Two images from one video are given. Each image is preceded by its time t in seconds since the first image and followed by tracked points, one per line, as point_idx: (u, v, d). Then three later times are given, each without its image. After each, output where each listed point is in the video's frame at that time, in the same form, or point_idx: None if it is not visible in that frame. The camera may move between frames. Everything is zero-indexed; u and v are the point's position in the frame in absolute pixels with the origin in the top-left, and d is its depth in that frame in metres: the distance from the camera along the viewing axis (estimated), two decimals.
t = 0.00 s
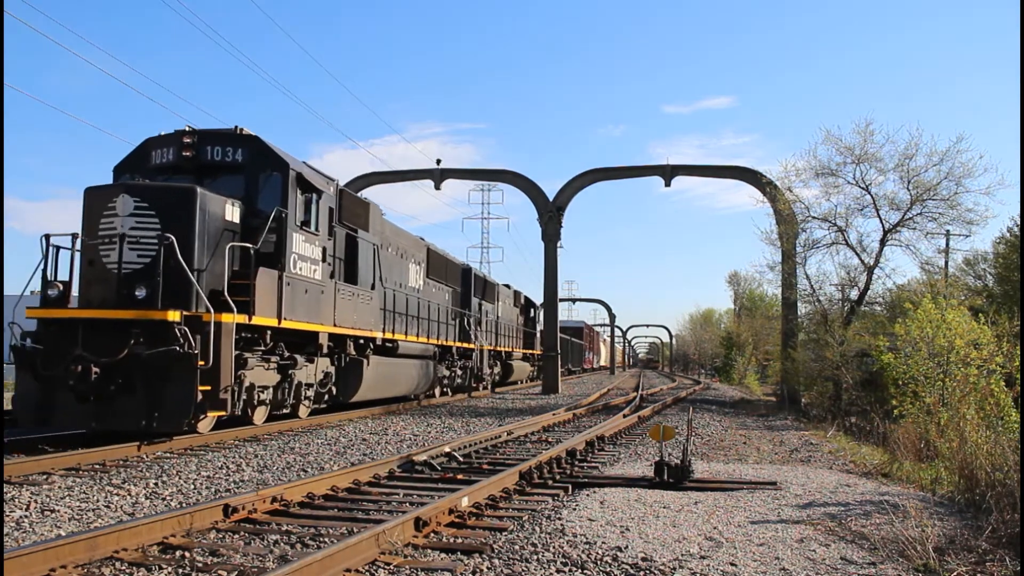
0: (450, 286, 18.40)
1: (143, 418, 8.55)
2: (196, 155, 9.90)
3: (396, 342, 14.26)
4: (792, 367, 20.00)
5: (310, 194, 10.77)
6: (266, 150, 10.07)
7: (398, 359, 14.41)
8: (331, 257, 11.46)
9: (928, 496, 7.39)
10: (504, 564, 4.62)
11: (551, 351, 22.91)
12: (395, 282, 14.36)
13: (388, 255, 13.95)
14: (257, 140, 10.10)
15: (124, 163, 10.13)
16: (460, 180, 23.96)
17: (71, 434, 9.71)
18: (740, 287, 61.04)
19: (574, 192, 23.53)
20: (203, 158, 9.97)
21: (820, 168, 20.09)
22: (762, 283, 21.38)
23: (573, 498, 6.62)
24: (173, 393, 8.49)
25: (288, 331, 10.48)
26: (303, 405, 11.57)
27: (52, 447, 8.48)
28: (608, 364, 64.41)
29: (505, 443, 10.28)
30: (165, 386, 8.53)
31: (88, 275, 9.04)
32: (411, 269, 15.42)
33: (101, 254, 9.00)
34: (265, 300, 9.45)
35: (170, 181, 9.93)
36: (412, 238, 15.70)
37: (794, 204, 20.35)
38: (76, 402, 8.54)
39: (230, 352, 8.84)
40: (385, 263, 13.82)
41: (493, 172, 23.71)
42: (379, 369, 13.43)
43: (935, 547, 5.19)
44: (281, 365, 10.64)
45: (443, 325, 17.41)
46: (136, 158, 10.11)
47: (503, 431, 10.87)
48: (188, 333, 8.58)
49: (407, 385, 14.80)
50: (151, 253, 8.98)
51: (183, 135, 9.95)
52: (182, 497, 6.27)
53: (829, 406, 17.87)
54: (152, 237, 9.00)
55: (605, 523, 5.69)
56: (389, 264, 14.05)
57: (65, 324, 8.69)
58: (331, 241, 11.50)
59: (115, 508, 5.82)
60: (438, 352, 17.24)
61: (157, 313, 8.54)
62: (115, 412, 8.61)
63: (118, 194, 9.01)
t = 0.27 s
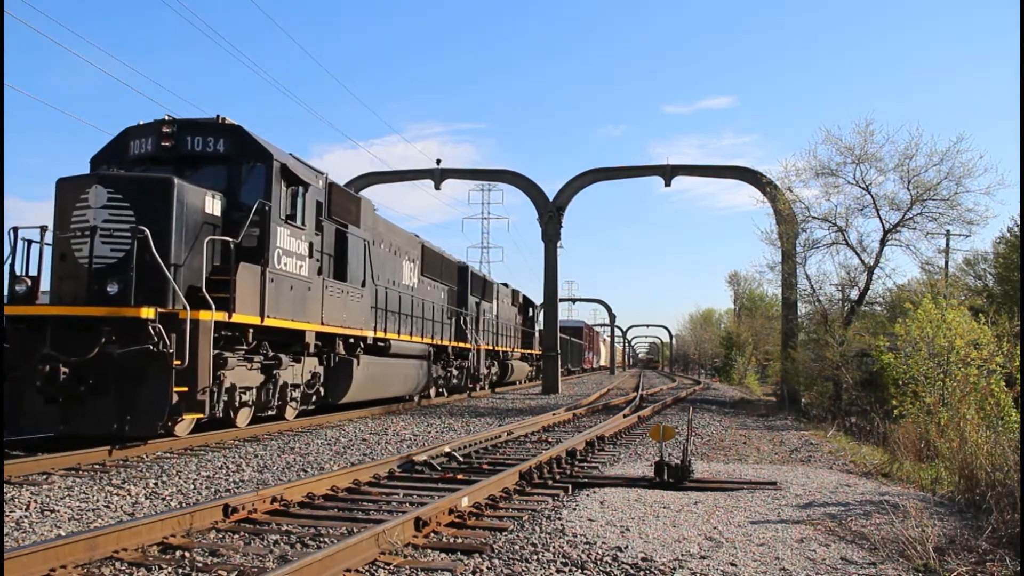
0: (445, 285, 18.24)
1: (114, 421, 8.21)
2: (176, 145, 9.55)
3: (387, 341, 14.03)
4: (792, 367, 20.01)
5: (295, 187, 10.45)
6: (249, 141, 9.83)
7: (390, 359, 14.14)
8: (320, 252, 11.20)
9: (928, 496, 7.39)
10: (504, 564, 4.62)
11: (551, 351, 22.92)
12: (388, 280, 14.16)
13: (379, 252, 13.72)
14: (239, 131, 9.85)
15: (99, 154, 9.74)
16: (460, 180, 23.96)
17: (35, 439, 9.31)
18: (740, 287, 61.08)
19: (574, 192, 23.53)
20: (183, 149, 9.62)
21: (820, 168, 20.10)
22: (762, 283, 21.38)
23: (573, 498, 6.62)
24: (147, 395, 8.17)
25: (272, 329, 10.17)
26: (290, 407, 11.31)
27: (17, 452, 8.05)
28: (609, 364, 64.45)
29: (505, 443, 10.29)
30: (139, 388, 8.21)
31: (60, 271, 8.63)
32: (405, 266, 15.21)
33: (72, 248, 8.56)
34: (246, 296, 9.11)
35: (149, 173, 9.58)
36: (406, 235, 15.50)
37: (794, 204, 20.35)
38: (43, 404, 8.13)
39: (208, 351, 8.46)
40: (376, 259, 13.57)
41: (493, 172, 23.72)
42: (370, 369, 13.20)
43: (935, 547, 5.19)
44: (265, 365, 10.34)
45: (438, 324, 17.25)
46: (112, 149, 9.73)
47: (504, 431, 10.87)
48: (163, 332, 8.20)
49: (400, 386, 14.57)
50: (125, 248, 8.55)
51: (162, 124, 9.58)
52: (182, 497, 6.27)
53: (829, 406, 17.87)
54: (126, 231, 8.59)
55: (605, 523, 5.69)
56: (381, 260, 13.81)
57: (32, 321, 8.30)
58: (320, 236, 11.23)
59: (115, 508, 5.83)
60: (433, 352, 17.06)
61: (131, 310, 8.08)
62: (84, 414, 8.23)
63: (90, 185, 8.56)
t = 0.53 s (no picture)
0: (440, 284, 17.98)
1: (78, 426, 7.56)
2: (150, 133, 9.06)
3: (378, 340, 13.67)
4: (791, 367, 20.01)
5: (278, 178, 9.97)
6: (227, 127, 9.29)
7: (380, 360, 13.75)
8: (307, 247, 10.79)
9: (928, 496, 7.39)
10: (504, 564, 4.62)
11: (552, 350, 22.94)
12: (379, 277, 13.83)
13: (372, 249, 13.43)
14: (217, 118, 9.34)
15: (71, 144, 9.27)
16: (460, 180, 23.97)
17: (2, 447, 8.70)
18: (740, 286, 61.14)
19: (574, 192, 23.54)
20: (158, 136, 9.13)
21: (820, 168, 20.10)
22: (762, 283, 21.39)
23: (573, 498, 6.62)
24: (113, 397, 7.52)
25: (252, 326, 9.69)
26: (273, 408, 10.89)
27: None
28: (609, 364, 64.49)
29: (505, 443, 10.29)
30: (104, 389, 7.56)
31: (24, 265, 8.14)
32: (398, 263, 14.90)
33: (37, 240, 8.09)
34: (222, 292, 8.65)
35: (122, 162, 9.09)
36: (399, 232, 15.19)
37: (794, 204, 20.34)
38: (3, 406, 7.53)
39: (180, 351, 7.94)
40: (369, 256, 13.29)
41: (493, 172, 23.73)
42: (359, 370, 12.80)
43: (936, 547, 5.19)
44: (245, 365, 9.87)
45: (434, 324, 17.04)
46: (85, 138, 9.25)
47: (503, 431, 10.87)
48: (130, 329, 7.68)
49: (392, 387, 14.21)
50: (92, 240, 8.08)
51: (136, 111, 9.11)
52: (182, 497, 6.27)
53: (829, 406, 17.87)
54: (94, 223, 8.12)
55: (605, 523, 5.69)
56: (374, 257, 13.51)
57: None
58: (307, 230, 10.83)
59: (115, 508, 5.83)
60: (428, 351, 16.78)
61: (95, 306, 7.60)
62: (45, 418, 7.59)
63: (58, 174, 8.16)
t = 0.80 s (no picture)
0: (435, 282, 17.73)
1: (35, 429, 7.03)
2: (122, 118, 8.64)
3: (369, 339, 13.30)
4: (791, 367, 20.01)
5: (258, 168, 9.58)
6: (202, 113, 8.88)
7: (371, 360, 13.32)
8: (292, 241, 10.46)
9: (928, 496, 7.39)
10: (504, 564, 4.62)
11: (552, 350, 22.94)
12: (370, 274, 13.54)
13: (363, 245, 13.17)
14: (192, 103, 8.94)
15: (40, 131, 8.84)
16: (460, 180, 23.98)
17: None
18: (740, 286, 61.18)
19: (574, 192, 23.54)
20: (129, 123, 8.70)
21: (820, 168, 20.11)
22: (762, 283, 21.40)
23: (573, 498, 6.62)
24: (74, 400, 7.01)
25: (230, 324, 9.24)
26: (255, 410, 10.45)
27: None
28: (609, 364, 64.53)
29: (505, 443, 10.29)
30: (64, 391, 7.05)
31: None
32: (390, 260, 14.62)
33: None
34: (195, 287, 8.18)
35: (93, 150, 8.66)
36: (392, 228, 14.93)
37: (794, 204, 20.35)
38: None
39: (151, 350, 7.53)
40: (360, 252, 13.02)
41: (493, 172, 23.74)
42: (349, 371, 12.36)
43: (936, 547, 5.19)
44: (223, 365, 9.41)
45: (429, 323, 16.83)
46: (55, 125, 8.82)
47: (503, 431, 10.87)
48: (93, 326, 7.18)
49: (383, 387, 13.81)
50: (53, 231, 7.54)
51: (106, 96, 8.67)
52: (182, 497, 6.27)
53: (829, 406, 17.86)
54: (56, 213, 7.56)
55: (605, 523, 5.69)
56: (365, 254, 13.24)
57: None
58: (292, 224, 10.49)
59: (115, 508, 5.82)
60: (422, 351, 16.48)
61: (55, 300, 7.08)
62: None
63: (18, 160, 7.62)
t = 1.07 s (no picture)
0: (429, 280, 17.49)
1: None
2: (89, 103, 8.35)
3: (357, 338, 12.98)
4: (791, 367, 20.01)
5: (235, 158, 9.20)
6: (174, 98, 8.53)
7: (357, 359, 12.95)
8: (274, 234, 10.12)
9: (928, 496, 7.39)
10: (504, 564, 4.62)
11: (552, 351, 22.95)
12: (360, 270, 13.28)
13: (352, 240, 12.94)
14: (163, 87, 8.58)
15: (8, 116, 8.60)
16: (460, 180, 23.98)
17: None
18: (740, 286, 61.22)
19: (574, 192, 23.54)
20: (97, 108, 8.40)
21: (820, 168, 20.12)
22: (762, 283, 21.41)
23: (573, 498, 6.62)
24: (28, 401, 6.66)
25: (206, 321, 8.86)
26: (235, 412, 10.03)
27: None
28: (609, 364, 64.57)
29: (505, 443, 10.29)
30: (17, 394, 6.70)
31: None
32: (381, 256, 14.36)
33: None
34: (166, 282, 7.77)
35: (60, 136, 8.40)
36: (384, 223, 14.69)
37: (794, 204, 20.35)
38: None
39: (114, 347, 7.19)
40: (348, 248, 12.79)
41: (493, 172, 23.75)
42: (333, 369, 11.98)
43: (935, 547, 5.19)
44: (199, 365, 8.99)
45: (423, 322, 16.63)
46: (23, 109, 8.57)
47: (503, 431, 10.88)
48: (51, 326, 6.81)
49: (371, 387, 13.46)
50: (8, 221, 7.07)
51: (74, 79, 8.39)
52: (182, 497, 6.27)
53: (829, 406, 17.85)
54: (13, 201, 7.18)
55: (605, 523, 5.69)
56: (353, 249, 13.00)
57: None
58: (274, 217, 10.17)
59: (115, 508, 5.83)
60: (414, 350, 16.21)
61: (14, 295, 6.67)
62: None
63: None
